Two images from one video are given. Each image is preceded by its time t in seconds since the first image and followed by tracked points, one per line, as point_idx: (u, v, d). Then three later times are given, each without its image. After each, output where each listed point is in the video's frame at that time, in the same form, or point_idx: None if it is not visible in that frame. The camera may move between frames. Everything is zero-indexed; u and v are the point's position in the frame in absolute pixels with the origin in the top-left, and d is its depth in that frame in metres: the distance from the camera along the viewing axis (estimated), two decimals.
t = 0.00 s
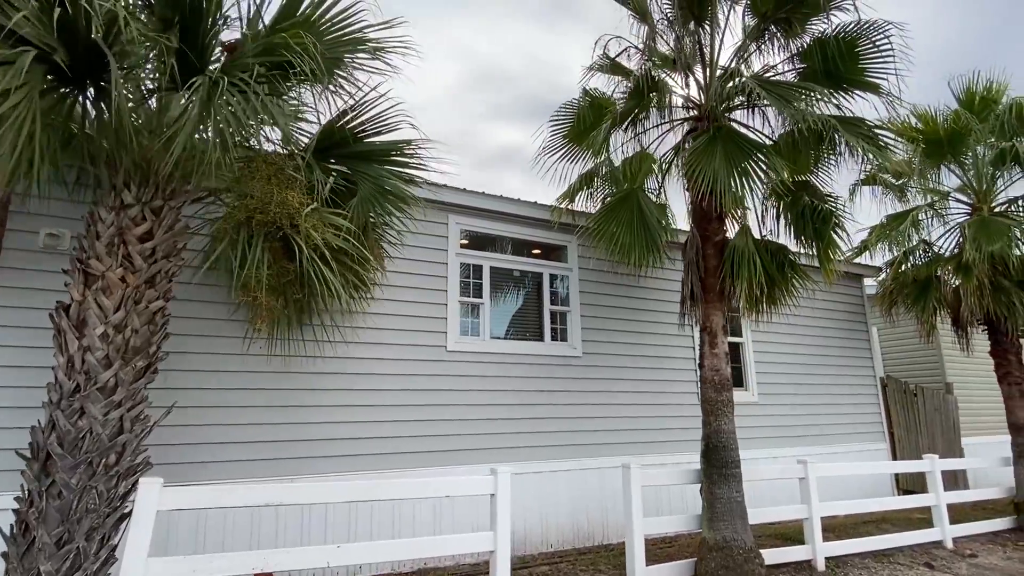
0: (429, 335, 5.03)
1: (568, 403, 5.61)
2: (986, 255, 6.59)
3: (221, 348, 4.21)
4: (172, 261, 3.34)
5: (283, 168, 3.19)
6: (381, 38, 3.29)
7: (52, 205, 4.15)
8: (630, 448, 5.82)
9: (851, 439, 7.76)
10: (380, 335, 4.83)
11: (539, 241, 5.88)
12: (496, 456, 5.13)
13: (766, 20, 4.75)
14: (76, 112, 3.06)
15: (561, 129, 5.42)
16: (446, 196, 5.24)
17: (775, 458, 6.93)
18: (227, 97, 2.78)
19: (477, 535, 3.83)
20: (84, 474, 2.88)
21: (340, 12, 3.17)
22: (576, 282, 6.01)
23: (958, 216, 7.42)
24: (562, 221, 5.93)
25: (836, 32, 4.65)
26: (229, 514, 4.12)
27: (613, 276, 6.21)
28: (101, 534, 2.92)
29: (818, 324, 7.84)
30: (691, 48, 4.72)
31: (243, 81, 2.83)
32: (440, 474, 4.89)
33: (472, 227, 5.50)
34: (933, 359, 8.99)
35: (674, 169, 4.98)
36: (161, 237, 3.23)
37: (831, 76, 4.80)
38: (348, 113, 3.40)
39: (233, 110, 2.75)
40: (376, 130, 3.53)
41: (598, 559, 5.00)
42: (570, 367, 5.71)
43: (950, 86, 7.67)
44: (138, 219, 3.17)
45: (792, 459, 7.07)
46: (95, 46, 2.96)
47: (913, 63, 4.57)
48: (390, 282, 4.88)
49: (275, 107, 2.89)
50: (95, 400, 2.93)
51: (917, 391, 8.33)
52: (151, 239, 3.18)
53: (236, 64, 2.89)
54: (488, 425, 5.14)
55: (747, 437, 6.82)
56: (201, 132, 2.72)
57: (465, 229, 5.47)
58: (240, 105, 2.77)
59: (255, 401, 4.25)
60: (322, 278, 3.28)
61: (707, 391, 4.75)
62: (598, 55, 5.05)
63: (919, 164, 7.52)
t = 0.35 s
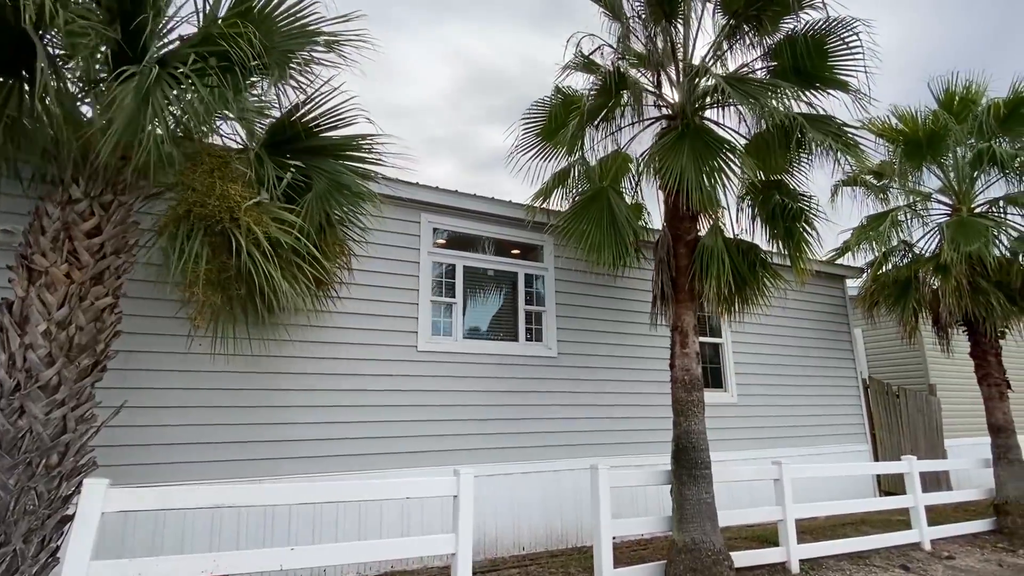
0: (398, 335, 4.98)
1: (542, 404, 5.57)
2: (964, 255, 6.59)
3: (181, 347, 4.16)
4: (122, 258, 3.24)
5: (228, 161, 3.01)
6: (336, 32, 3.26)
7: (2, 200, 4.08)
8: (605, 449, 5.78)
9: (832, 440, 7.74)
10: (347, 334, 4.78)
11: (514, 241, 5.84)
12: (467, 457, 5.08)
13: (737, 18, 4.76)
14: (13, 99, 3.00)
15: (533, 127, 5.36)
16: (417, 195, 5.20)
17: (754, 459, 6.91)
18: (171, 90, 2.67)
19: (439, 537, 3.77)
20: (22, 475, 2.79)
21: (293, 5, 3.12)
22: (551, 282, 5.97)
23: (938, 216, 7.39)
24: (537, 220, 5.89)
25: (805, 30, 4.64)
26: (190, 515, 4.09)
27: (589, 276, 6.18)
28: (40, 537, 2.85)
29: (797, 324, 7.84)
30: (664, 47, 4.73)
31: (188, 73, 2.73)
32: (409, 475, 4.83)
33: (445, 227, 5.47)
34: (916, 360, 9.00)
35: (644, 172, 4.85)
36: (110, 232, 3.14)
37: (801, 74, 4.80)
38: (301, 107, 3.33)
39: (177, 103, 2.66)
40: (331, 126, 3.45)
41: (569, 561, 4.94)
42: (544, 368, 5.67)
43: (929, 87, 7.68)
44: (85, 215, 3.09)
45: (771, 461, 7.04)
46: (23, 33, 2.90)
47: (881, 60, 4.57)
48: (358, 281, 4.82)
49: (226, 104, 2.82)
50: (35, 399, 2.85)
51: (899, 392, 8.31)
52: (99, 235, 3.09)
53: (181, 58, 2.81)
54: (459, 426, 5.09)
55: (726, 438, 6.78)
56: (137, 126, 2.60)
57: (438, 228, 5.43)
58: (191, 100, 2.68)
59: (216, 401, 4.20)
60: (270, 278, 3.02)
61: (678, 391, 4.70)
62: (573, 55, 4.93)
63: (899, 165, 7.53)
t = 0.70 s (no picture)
0: (368, 334, 4.87)
1: (518, 405, 5.46)
2: (955, 252, 6.45)
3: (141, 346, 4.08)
4: (68, 252, 2.70)
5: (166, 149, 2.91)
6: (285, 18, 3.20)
7: None
8: (584, 451, 5.66)
9: (821, 442, 7.58)
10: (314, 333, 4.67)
11: (491, 238, 5.71)
12: (439, 459, 4.98)
13: (712, 8, 4.64)
14: None
15: (508, 121, 5.19)
16: (388, 190, 5.08)
17: (740, 461, 6.77)
18: (116, 77, 2.61)
19: (399, 542, 3.64)
20: None
21: None
22: (529, 280, 5.85)
23: (929, 212, 7.24)
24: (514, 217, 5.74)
25: (782, 18, 4.53)
26: (146, 519, 3.98)
27: (569, 273, 6.05)
28: None
29: (786, 324, 7.68)
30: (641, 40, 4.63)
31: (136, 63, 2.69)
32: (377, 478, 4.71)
33: (419, 223, 5.36)
34: (910, 360, 8.85)
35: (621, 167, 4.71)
36: (52, 222, 2.60)
37: (778, 64, 4.69)
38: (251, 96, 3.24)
39: (120, 93, 2.61)
40: (281, 115, 3.34)
41: (543, 566, 4.82)
42: (521, 368, 5.55)
43: (920, 81, 7.52)
44: (24, 206, 2.55)
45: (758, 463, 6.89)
46: None
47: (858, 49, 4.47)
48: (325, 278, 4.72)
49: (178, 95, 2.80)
50: None
51: (892, 393, 8.15)
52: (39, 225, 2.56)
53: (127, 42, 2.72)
54: (430, 428, 4.99)
55: (711, 440, 6.65)
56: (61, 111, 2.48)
57: (411, 224, 5.31)
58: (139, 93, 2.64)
59: (174, 400, 4.10)
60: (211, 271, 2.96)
61: (653, 391, 4.57)
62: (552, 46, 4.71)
63: (889, 161, 7.37)
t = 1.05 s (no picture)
0: (343, 335, 4.87)
1: (498, 407, 5.39)
2: (950, 250, 6.30)
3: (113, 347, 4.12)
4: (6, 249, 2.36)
5: (106, 146, 2.62)
6: (238, 13, 3.25)
7: None
8: (566, 453, 5.58)
9: (816, 445, 7.43)
10: (287, 334, 4.68)
11: (472, 237, 5.65)
12: (416, 461, 4.94)
13: None
14: None
15: (485, 118, 5.05)
16: (364, 189, 5.02)
17: (731, 463, 6.64)
18: (72, 81, 2.69)
19: (362, 547, 3.55)
20: None
21: None
22: (512, 279, 5.75)
23: (926, 210, 7.05)
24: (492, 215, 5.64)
25: (760, 9, 4.46)
26: (113, 522, 3.93)
27: (552, 272, 5.95)
28: None
29: (780, 323, 7.52)
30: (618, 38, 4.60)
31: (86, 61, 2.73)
32: (351, 480, 4.67)
33: (397, 222, 5.29)
34: (910, 359, 8.66)
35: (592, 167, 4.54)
36: None
37: (758, 56, 4.63)
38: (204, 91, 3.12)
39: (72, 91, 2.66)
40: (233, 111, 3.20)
41: (520, 570, 4.74)
42: (501, 369, 5.48)
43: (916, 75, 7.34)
44: None
45: (749, 465, 6.76)
46: None
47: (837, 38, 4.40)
48: (297, 281, 4.74)
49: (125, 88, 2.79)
50: None
51: (891, 393, 7.97)
52: None
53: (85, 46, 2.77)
54: (407, 429, 4.96)
55: (701, 442, 6.53)
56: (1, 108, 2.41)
57: (389, 223, 5.25)
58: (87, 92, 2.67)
59: (145, 403, 4.13)
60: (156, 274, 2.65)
61: (631, 392, 4.46)
62: (530, 41, 4.58)
63: (884, 157, 7.19)
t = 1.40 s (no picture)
0: (328, 336, 4.85)
1: (487, 409, 5.34)
2: (955, 247, 6.14)
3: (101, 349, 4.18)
4: None
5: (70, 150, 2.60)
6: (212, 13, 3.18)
7: None
8: (557, 456, 5.52)
9: (820, 447, 7.26)
10: (272, 336, 4.67)
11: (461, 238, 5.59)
12: (402, 464, 4.92)
13: None
14: None
15: (473, 116, 4.96)
16: (350, 190, 5.00)
17: (730, 466, 6.51)
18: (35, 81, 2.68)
19: (339, 552, 3.51)
20: None
21: None
22: (503, 280, 5.69)
23: (933, 205, 6.86)
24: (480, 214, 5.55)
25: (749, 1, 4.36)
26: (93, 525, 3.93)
27: (544, 272, 5.89)
28: None
29: (781, 323, 7.37)
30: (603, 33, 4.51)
31: (52, 60, 2.74)
32: (337, 483, 4.64)
33: (385, 223, 5.26)
34: (919, 359, 8.46)
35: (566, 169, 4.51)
36: None
37: (746, 49, 4.56)
38: (177, 91, 3.12)
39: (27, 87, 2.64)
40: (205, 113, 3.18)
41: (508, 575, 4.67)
42: (491, 370, 5.43)
43: (921, 68, 7.15)
44: None
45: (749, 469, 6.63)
46: None
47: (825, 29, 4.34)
48: (281, 282, 4.72)
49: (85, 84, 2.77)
50: None
51: (898, 394, 7.78)
52: None
53: (54, 48, 2.78)
54: (393, 432, 4.94)
55: (698, 444, 6.40)
56: None
57: (377, 224, 5.22)
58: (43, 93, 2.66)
59: (127, 405, 4.15)
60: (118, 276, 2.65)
61: (618, 395, 4.37)
62: (516, 38, 4.44)
63: (888, 153, 7.00)
